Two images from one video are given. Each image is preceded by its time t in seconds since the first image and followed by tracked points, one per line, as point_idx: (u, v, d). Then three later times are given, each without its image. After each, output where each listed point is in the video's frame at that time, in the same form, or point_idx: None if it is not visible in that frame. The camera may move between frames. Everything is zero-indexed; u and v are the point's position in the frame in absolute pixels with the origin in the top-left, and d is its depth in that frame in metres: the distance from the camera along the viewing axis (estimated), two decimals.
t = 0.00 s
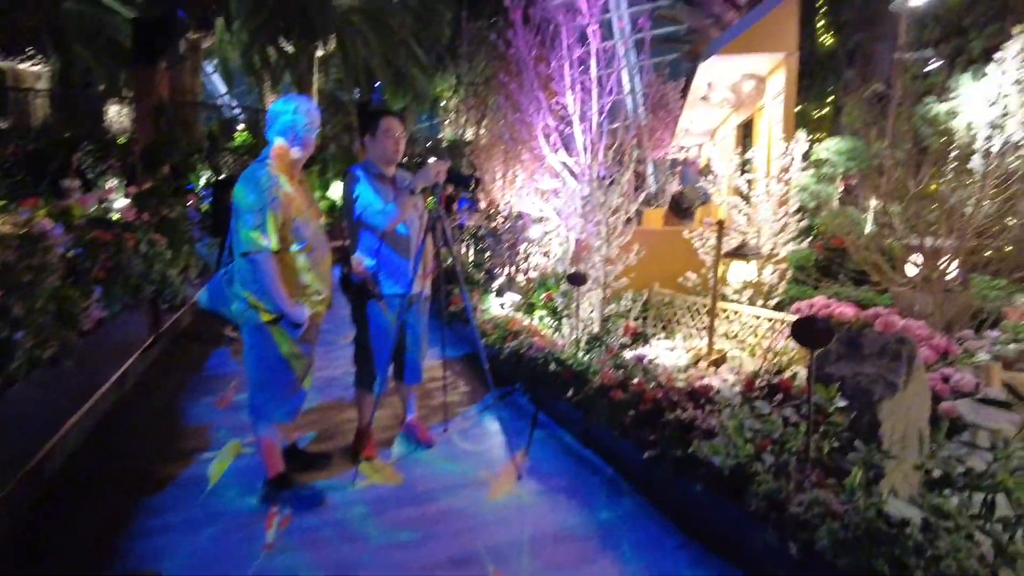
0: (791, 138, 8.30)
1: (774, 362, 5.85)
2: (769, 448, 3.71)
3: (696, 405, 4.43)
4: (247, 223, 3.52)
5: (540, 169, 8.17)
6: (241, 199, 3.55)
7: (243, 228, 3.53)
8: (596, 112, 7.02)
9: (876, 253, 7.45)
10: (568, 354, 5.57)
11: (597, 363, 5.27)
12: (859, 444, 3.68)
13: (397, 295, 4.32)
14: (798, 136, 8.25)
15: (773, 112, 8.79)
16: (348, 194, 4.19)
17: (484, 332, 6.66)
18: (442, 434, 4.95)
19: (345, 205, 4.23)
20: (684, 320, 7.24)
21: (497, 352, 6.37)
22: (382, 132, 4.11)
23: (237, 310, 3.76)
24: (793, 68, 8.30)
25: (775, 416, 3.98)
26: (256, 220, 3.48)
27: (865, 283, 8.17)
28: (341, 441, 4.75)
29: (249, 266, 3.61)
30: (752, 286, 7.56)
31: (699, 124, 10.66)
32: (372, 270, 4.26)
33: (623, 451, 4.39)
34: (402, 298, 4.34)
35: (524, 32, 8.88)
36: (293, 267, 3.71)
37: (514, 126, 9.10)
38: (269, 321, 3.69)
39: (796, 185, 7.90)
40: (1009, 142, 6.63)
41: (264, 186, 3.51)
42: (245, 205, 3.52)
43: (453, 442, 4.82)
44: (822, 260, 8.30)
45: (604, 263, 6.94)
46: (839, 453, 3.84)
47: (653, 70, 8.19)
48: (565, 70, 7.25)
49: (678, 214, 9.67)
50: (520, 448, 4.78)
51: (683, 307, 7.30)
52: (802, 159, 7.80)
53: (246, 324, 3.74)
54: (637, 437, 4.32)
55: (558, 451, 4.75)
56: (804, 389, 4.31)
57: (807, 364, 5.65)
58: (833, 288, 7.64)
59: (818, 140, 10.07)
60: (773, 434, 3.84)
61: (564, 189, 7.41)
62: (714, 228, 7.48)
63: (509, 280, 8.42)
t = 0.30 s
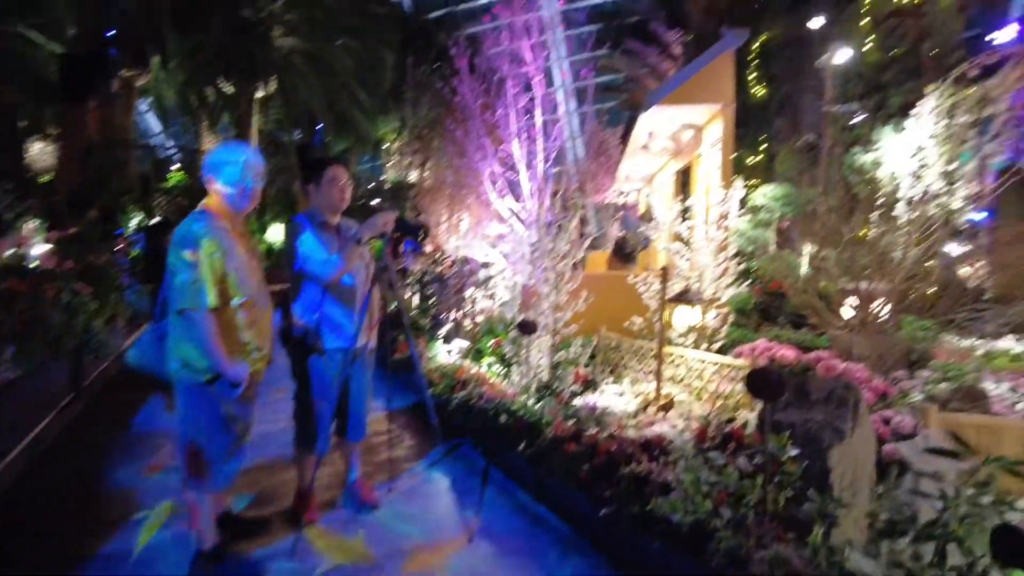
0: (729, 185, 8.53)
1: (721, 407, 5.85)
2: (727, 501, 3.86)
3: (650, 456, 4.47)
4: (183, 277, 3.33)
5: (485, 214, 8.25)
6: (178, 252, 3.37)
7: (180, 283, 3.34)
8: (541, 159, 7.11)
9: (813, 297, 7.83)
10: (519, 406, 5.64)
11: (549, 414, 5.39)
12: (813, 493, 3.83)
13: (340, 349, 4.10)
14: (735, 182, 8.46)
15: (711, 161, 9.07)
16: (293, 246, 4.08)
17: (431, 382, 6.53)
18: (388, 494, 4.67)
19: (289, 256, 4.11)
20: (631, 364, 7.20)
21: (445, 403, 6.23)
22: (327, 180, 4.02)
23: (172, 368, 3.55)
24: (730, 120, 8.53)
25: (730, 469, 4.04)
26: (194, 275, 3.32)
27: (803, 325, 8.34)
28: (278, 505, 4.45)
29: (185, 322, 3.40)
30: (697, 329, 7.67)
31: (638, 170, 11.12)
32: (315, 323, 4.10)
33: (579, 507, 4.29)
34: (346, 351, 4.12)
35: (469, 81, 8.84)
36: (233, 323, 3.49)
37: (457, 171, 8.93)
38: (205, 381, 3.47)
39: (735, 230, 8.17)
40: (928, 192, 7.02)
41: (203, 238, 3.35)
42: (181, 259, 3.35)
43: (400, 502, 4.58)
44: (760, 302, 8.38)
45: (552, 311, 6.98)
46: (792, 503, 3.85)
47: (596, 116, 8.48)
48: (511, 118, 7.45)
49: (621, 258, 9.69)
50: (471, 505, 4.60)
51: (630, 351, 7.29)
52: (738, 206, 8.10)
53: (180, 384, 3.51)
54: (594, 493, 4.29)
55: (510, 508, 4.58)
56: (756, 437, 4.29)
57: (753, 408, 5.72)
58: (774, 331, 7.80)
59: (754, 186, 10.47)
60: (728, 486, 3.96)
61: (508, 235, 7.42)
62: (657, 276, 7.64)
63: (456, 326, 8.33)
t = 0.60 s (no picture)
0: (655, 232, 8.74)
1: (657, 454, 5.87)
2: (672, 552, 3.86)
3: (592, 509, 4.38)
4: (102, 332, 3.07)
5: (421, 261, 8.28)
6: (97, 305, 3.12)
7: (97, 338, 3.08)
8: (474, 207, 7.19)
9: (739, 340, 7.93)
10: (457, 461, 5.33)
11: (487, 468, 5.28)
12: (755, 541, 3.85)
13: (265, 406, 3.87)
14: (661, 230, 8.73)
15: (637, 210, 9.40)
16: (216, 297, 3.84)
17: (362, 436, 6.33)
18: (313, 562, 4.34)
19: (210, 308, 3.87)
20: (566, 411, 7.14)
21: (377, 459, 6.05)
22: (255, 228, 3.89)
23: (78, 432, 3.21)
24: (655, 171, 8.75)
25: (674, 521, 4.00)
26: (114, 329, 3.07)
27: (730, 369, 8.22)
28: (196, 575, 4.07)
29: (99, 382, 3.12)
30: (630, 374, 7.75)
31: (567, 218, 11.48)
32: (237, 379, 3.81)
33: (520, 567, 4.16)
34: (272, 408, 3.90)
35: (400, 128, 9.00)
36: (155, 383, 3.23)
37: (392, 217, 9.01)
38: (118, 446, 3.15)
39: (662, 275, 8.33)
40: (841, 241, 7.51)
41: (126, 291, 3.13)
42: (101, 312, 3.10)
43: (329, 569, 4.28)
44: (688, 347, 8.27)
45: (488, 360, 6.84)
46: (734, 553, 3.85)
47: (528, 163, 8.64)
48: (444, 165, 7.60)
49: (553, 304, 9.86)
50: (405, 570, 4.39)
51: (564, 397, 7.27)
52: (663, 250, 8.26)
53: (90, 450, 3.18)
54: (537, 550, 4.14)
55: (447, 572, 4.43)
56: (696, 485, 4.28)
57: (688, 451, 5.81)
58: (702, 374, 7.85)
59: (678, 233, 10.86)
60: (672, 538, 3.93)
61: (440, 281, 7.47)
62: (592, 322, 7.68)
63: (386, 376, 8.06)
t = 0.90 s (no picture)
0: (589, 266, 8.84)
1: (594, 489, 5.80)
2: None
3: (533, 553, 4.28)
4: (3, 377, 2.76)
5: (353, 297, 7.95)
6: None
7: None
8: (409, 239, 7.08)
9: (672, 372, 7.98)
10: (388, 504, 5.17)
11: (422, 512, 5.07)
12: None
13: (185, 452, 3.58)
14: (596, 264, 8.77)
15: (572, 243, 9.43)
16: (129, 335, 3.56)
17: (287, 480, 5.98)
18: None
19: (124, 346, 3.59)
20: (502, 446, 7.03)
21: (304, 504, 5.71)
22: (176, 260, 3.60)
23: None
24: (588, 206, 8.88)
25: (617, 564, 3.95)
26: (16, 374, 2.77)
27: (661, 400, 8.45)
28: None
29: None
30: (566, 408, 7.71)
31: (501, 250, 11.59)
32: (154, 423, 3.54)
33: None
34: (192, 454, 3.60)
35: (333, 157, 8.81)
36: (63, 430, 2.91)
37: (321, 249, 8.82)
38: (17, 502, 2.84)
39: (596, 307, 8.35)
40: (766, 275, 7.71)
41: (32, 330, 2.83)
42: (2, 355, 2.78)
43: None
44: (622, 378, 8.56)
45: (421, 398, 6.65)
46: None
47: (463, 196, 8.63)
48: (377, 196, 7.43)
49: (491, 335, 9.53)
50: None
51: (501, 432, 7.15)
52: (597, 283, 8.29)
53: None
54: None
55: None
56: (635, 522, 4.26)
57: (625, 487, 5.70)
58: (636, 407, 7.86)
59: (609, 267, 11.07)
60: None
61: (371, 314, 7.22)
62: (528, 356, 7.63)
63: (314, 414, 7.76)
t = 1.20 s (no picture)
0: (537, 293, 8.71)
1: (543, 524, 5.67)
2: None
3: None
4: None
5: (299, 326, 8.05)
6: None
7: None
8: (355, 265, 6.97)
9: (619, 401, 7.93)
10: (328, 548, 4.88)
11: (364, 556, 4.81)
12: None
13: (103, 499, 3.28)
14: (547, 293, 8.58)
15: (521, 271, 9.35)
16: (42, 373, 3.26)
17: (218, 522, 5.50)
18: None
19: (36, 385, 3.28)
20: (448, 480, 6.80)
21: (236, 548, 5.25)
22: (98, 291, 3.35)
23: None
24: (537, 233, 8.81)
25: None
26: None
27: (609, 427, 8.51)
28: None
29: None
30: (514, 439, 7.56)
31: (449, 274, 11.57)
32: (68, 468, 3.22)
33: None
34: (112, 502, 3.29)
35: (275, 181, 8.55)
36: None
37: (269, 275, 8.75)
38: None
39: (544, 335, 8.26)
40: (710, 303, 7.91)
41: None
42: None
43: None
44: (570, 406, 8.60)
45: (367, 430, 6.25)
46: None
47: (409, 222, 8.51)
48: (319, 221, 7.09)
49: (438, 361, 9.60)
50: None
51: (447, 465, 6.95)
52: (544, 311, 8.29)
53: None
54: None
55: None
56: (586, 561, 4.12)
57: (574, 519, 5.62)
58: (585, 435, 7.91)
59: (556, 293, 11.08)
60: None
61: (312, 344, 6.95)
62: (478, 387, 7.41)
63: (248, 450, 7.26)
